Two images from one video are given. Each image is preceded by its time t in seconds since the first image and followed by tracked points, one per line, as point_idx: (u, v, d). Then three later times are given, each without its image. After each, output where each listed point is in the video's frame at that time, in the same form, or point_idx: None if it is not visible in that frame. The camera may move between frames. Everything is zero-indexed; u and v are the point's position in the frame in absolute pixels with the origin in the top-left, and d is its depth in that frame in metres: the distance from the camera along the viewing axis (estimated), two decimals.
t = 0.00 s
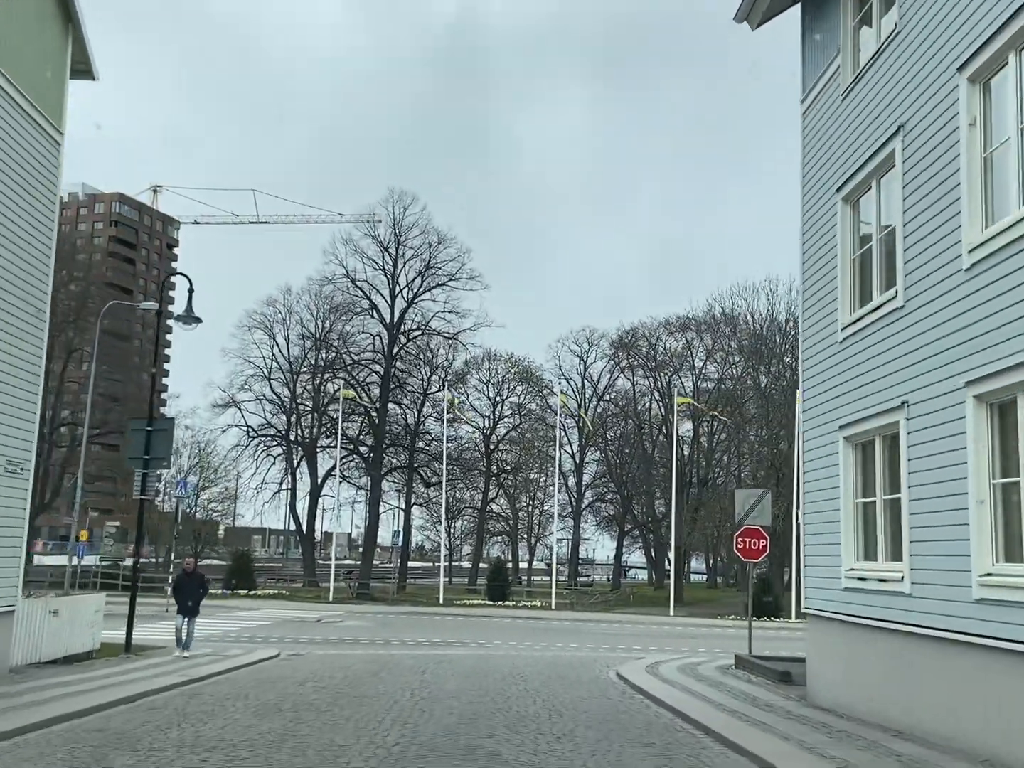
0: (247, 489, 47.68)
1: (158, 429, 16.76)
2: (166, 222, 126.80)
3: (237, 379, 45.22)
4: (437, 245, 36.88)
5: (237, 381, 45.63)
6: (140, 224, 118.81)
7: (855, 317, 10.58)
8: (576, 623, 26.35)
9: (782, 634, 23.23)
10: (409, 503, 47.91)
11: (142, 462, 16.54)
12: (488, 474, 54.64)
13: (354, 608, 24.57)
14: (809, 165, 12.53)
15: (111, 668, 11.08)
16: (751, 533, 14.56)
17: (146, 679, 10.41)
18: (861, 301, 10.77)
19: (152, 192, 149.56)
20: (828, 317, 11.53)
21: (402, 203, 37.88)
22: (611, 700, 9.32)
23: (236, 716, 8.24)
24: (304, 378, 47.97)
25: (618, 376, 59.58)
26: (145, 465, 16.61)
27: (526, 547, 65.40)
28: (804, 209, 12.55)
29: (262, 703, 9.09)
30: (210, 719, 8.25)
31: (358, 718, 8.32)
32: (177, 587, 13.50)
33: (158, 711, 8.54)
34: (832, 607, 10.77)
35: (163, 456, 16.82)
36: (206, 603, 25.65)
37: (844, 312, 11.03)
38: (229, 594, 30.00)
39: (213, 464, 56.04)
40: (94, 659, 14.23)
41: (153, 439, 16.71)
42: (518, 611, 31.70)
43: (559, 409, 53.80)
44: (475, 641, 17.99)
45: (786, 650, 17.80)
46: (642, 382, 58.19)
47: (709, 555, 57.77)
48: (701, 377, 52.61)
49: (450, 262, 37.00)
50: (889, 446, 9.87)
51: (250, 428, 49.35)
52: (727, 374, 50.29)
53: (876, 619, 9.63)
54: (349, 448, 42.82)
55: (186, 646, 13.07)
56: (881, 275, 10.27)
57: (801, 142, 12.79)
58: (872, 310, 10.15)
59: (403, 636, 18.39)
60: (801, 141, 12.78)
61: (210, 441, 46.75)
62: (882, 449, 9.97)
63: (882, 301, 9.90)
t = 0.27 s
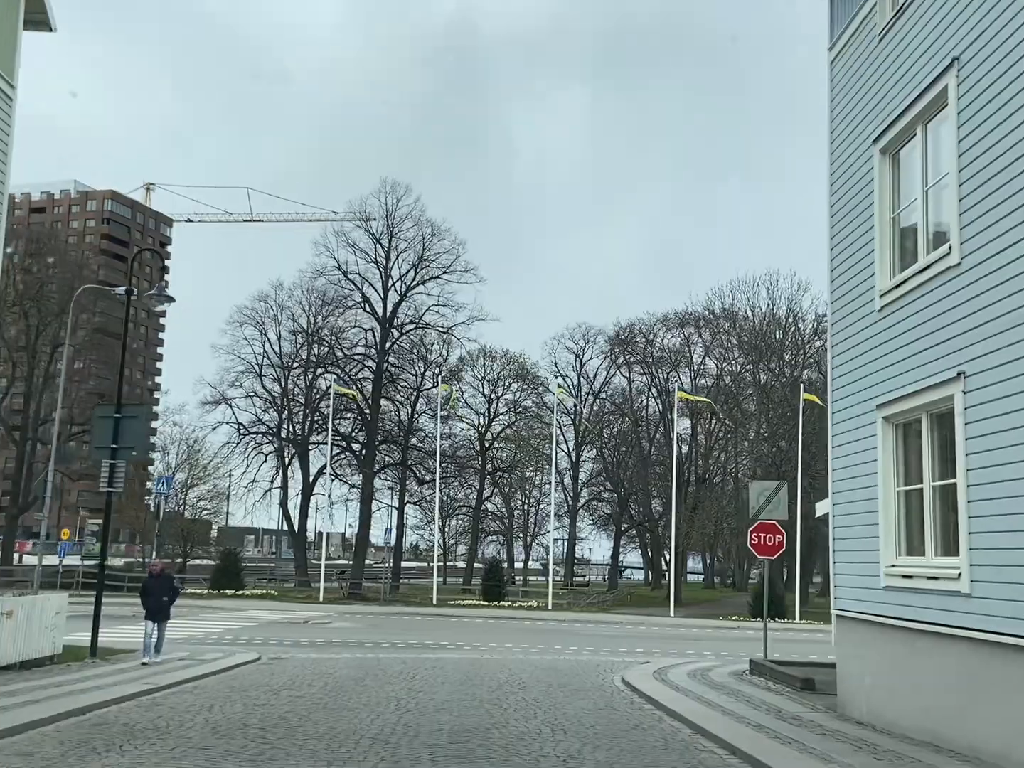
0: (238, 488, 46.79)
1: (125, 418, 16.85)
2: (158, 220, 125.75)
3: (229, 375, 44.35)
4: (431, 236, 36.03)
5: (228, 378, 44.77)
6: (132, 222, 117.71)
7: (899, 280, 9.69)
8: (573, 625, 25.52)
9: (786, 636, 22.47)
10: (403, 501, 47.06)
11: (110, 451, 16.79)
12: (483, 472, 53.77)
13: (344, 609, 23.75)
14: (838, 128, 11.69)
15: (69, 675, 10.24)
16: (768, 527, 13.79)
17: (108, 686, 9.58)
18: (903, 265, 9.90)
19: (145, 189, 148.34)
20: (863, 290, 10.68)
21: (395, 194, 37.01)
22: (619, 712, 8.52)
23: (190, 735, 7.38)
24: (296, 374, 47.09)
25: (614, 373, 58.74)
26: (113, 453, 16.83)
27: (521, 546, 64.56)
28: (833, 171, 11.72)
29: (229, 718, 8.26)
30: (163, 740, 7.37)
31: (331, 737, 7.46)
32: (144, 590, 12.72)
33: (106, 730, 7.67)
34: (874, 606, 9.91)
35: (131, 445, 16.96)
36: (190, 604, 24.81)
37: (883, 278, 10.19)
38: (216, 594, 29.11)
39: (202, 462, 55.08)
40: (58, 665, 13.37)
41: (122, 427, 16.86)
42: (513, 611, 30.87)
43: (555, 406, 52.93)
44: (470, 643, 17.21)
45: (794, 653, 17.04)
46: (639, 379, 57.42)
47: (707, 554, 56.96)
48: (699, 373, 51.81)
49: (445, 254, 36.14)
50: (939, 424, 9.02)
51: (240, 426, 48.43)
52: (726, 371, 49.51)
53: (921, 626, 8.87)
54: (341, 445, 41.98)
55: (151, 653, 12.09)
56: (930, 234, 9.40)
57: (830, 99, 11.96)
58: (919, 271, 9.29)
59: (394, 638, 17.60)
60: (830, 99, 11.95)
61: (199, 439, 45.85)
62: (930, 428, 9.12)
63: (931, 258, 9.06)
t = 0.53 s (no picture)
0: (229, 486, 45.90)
1: (87, 403, 16.05)
2: (150, 216, 124.66)
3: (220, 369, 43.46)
4: (425, 226, 35.20)
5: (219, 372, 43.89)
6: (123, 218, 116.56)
7: (951, 233, 8.88)
8: (570, 625, 24.67)
9: (791, 637, 21.69)
10: (395, 498, 46.20)
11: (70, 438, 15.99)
12: (477, 469, 52.98)
13: (332, 609, 22.89)
14: (880, 78, 10.85)
15: (23, 682, 9.38)
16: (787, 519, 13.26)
17: (61, 695, 8.73)
18: (958, 216, 9.07)
19: (137, 186, 147.08)
20: (909, 252, 9.85)
21: (388, 183, 36.16)
22: (626, 725, 7.70)
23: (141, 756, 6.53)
24: (287, 369, 46.21)
25: (610, 369, 57.89)
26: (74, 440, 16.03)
27: (516, 544, 63.74)
28: (874, 124, 10.93)
29: (193, 733, 7.43)
30: (112, 765, 6.51)
31: (306, 758, 6.63)
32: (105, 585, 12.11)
33: (49, 751, 6.82)
34: (927, 599, 9.02)
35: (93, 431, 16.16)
36: (174, 603, 23.93)
37: (933, 233, 9.37)
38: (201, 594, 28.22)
39: (191, 459, 54.16)
40: (18, 670, 12.50)
41: (83, 413, 16.07)
42: (508, 611, 30.02)
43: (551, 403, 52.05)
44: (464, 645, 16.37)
45: (804, 655, 16.24)
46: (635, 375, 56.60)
47: (704, 553, 56.16)
48: (697, 369, 51.00)
49: (438, 244, 35.31)
50: (1001, 391, 8.16)
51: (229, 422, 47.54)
52: (724, 366, 48.72)
53: (983, 627, 8.06)
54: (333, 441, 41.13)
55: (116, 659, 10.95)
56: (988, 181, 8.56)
57: (870, 49, 11.18)
58: (978, 220, 8.45)
59: (384, 639, 16.77)
60: (870, 48, 11.16)
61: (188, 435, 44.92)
62: (991, 398, 8.26)
63: (992, 203, 8.22)
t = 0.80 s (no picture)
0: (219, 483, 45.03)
1: (45, 380, 14.28)
2: (143, 211, 123.46)
3: (211, 364, 42.61)
4: (418, 217, 34.28)
5: (210, 367, 43.03)
6: (115, 213, 115.35)
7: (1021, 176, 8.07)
8: (567, 625, 23.88)
9: (799, 637, 20.92)
10: (388, 495, 45.33)
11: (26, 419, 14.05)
12: (472, 467, 52.09)
13: (322, 608, 22.08)
14: (933, 25, 10.03)
15: None
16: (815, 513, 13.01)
17: (6, 706, 7.89)
18: None
19: (130, 181, 145.86)
20: (971, 203, 9.05)
21: (380, 172, 35.22)
22: (637, 742, 6.91)
23: None
24: (278, 363, 45.31)
25: (607, 365, 57.06)
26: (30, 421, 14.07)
27: (511, 543, 62.94)
28: (925, 71, 10.17)
29: (156, 752, 6.69)
30: None
31: None
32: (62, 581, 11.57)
33: None
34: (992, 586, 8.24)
35: (53, 414, 14.16)
36: (158, 602, 23.10)
37: (997, 178, 8.58)
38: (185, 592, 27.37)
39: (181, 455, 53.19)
40: None
41: (41, 391, 14.22)
42: (503, 611, 29.24)
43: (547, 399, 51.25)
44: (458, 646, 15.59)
45: (816, 657, 15.50)
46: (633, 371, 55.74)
47: (702, 551, 55.41)
48: (695, 364, 50.21)
49: (432, 235, 34.39)
50: None
51: (219, 417, 46.62)
52: (723, 361, 47.91)
53: None
54: (324, 436, 40.27)
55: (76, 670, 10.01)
56: None
57: None
58: None
59: (376, 640, 15.97)
60: None
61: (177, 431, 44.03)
62: None
63: None
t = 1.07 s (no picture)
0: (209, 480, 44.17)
1: None
2: (135, 208, 122.44)
3: (203, 359, 41.76)
4: (412, 207, 33.42)
5: (201, 363, 42.13)
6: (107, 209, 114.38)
7: None
8: (566, 626, 23.06)
9: (807, 638, 20.16)
10: (381, 493, 44.49)
11: None
12: (467, 465, 51.25)
13: (312, 608, 21.30)
14: None
15: None
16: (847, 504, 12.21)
17: None
18: None
19: (123, 178, 144.91)
20: None
21: (373, 162, 34.35)
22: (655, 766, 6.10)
23: None
24: (269, 358, 44.42)
25: (604, 362, 56.26)
26: None
27: (506, 542, 62.12)
28: None
29: None
30: None
31: None
32: (15, 580, 10.79)
33: None
34: None
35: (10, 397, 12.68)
36: (141, 602, 22.27)
37: None
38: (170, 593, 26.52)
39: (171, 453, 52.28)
40: None
41: None
42: (498, 611, 28.48)
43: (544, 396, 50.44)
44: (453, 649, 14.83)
45: (829, 660, 14.75)
46: (630, 368, 54.95)
47: (701, 551, 54.67)
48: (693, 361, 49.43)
49: (426, 226, 33.54)
50: None
51: (209, 414, 45.71)
52: (723, 358, 47.13)
53: None
54: (316, 433, 39.41)
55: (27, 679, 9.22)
56: None
57: None
58: None
59: (367, 642, 15.19)
60: None
61: (167, 428, 43.14)
62: None
63: None
